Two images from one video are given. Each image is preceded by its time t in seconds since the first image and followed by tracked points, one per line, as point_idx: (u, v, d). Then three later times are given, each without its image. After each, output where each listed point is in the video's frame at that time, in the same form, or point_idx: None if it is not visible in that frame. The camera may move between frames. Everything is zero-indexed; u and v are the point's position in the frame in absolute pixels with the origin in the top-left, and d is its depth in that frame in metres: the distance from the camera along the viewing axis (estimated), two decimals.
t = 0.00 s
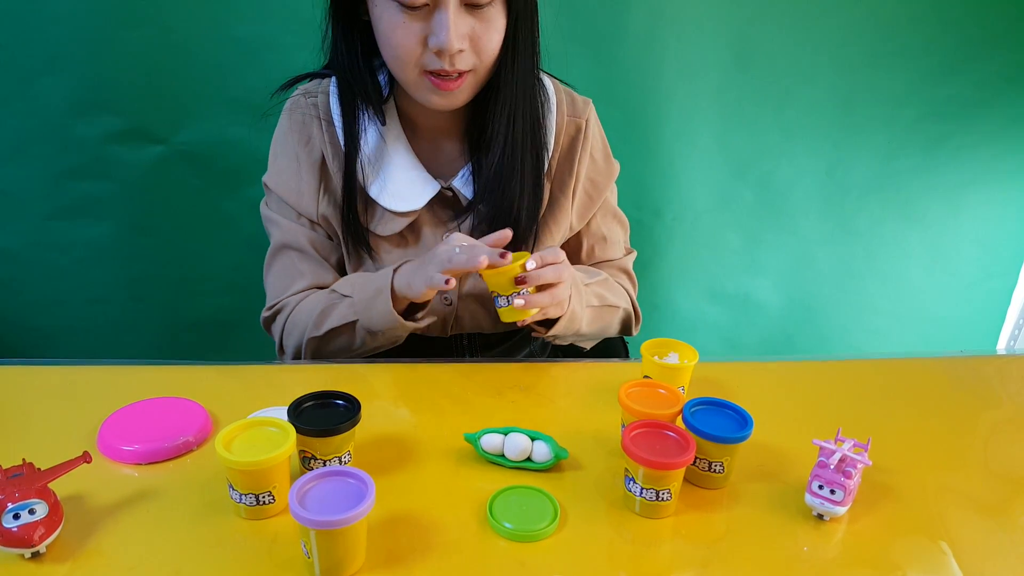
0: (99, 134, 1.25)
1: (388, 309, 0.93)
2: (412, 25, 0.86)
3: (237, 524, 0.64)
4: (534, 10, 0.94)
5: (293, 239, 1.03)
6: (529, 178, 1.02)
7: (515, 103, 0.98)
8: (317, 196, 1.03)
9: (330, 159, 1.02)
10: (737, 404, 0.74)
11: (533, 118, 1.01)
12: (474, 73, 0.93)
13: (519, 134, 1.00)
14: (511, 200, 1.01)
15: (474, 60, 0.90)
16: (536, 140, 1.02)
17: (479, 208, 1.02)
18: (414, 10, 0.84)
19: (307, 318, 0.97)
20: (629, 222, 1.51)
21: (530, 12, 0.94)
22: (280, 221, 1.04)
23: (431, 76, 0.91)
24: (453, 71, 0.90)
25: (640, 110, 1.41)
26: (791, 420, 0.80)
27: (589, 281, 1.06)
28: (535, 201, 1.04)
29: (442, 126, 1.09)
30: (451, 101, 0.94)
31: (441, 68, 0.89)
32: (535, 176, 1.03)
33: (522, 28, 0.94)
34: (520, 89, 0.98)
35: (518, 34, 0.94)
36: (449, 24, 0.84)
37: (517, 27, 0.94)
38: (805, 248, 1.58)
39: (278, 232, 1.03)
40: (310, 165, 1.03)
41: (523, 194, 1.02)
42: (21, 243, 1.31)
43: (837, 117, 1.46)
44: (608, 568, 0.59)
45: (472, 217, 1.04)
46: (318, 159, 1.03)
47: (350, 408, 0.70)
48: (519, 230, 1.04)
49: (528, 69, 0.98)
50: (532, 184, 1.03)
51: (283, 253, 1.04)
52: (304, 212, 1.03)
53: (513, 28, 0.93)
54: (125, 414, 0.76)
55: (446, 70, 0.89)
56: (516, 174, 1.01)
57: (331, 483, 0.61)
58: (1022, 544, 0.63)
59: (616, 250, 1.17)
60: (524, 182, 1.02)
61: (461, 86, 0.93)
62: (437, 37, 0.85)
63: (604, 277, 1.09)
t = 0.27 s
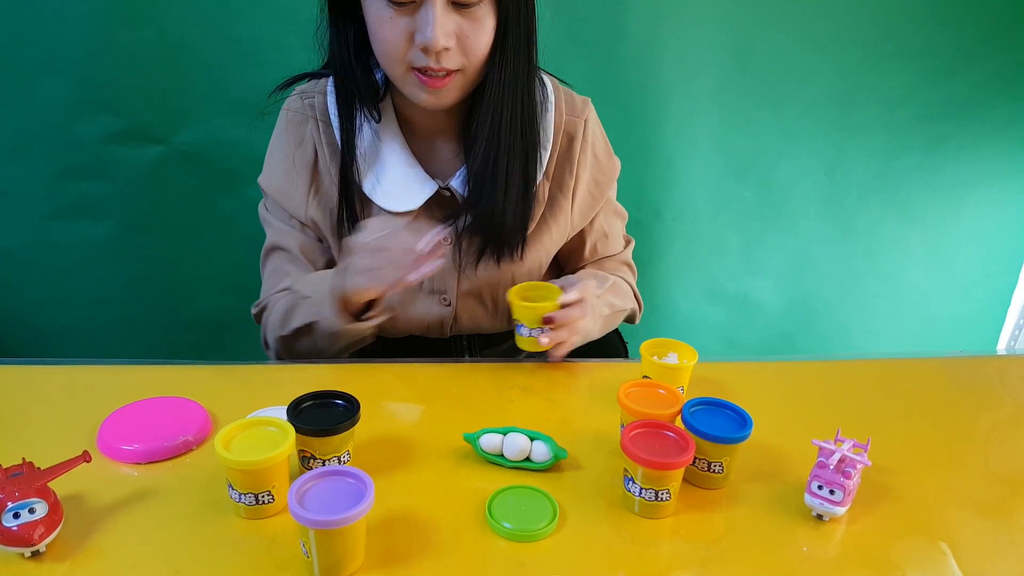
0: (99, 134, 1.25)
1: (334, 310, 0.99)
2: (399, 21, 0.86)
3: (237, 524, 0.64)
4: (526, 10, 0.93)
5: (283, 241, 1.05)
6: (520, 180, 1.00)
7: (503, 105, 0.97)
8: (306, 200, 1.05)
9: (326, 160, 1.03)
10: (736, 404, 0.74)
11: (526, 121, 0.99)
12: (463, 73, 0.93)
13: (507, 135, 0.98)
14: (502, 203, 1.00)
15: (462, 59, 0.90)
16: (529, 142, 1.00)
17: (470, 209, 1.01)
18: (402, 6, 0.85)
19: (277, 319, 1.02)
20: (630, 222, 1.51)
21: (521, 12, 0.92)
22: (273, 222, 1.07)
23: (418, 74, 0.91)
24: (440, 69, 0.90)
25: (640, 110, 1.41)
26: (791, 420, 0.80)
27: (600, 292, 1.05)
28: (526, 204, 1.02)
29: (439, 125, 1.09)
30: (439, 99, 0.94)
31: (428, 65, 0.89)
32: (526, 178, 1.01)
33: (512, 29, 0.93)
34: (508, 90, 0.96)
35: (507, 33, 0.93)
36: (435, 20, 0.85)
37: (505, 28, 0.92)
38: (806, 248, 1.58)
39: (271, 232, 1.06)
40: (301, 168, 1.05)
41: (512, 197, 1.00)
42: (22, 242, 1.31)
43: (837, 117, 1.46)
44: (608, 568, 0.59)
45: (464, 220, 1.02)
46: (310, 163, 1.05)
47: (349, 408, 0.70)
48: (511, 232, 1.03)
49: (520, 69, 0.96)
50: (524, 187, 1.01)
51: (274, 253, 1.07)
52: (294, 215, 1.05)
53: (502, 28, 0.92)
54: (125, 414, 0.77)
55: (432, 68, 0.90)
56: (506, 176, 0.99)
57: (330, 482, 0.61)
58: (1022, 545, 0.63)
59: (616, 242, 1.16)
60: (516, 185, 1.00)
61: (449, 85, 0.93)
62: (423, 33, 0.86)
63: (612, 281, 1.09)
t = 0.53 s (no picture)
0: (108, 133, 1.26)
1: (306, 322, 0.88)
2: (430, 20, 0.86)
3: (240, 521, 0.64)
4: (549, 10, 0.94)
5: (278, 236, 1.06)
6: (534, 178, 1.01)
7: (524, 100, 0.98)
8: (300, 199, 1.03)
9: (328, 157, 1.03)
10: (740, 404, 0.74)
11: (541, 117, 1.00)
12: (489, 72, 0.92)
13: (524, 132, 0.99)
14: (518, 199, 1.00)
15: (491, 57, 0.90)
16: (541, 140, 1.01)
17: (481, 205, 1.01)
18: (434, 5, 0.85)
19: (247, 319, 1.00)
20: (636, 222, 1.51)
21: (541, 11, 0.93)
22: (270, 216, 1.07)
23: (447, 73, 0.90)
24: (469, 67, 0.90)
25: (646, 110, 1.41)
26: (795, 421, 0.80)
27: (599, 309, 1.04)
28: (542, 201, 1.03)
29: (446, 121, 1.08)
30: (466, 98, 0.93)
31: (459, 64, 0.88)
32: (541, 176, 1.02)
33: (535, 25, 0.94)
34: (528, 87, 0.97)
35: (530, 35, 0.94)
36: (468, 18, 0.85)
37: (531, 29, 0.94)
38: (813, 248, 1.57)
39: (269, 225, 1.07)
40: (299, 166, 1.03)
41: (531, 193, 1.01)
42: (32, 241, 1.32)
43: (845, 116, 1.45)
44: (610, 568, 0.59)
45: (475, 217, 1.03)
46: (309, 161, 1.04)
47: (352, 406, 0.70)
48: (522, 231, 1.03)
49: (534, 68, 0.97)
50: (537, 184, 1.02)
51: (271, 246, 1.07)
52: (289, 212, 1.05)
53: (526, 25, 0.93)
54: (131, 411, 0.77)
55: (462, 67, 0.89)
56: (521, 174, 1.00)
57: (333, 480, 0.61)
58: None
59: (618, 250, 1.16)
60: (530, 182, 1.00)
61: (476, 84, 0.92)
62: (456, 31, 0.85)
63: (611, 296, 1.08)
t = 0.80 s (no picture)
0: (117, 132, 1.27)
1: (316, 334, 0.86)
2: (444, 18, 0.86)
3: (247, 519, 0.64)
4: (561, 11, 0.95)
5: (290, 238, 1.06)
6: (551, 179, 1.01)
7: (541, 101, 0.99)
8: (310, 202, 1.03)
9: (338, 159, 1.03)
10: (747, 404, 0.74)
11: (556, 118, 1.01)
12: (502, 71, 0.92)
13: (542, 133, 1.00)
14: (536, 199, 1.01)
15: (504, 57, 0.90)
16: (555, 140, 1.02)
17: (497, 206, 1.02)
18: (447, 2, 0.85)
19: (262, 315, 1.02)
20: (642, 221, 1.51)
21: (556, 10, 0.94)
22: (281, 218, 1.07)
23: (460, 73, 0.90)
24: (483, 66, 0.90)
25: (653, 109, 1.40)
26: (803, 420, 0.79)
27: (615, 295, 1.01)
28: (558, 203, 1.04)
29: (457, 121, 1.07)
30: (480, 98, 0.92)
31: (473, 62, 0.88)
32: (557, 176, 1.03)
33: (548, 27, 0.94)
34: (543, 88, 0.98)
35: (544, 32, 0.94)
36: (482, 15, 0.85)
37: (545, 29, 0.94)
38: (820, 248, 1.56)
39: (279, 228, 1.07)
40: (308, 168, 1.04)
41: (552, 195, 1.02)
42: (40, 239, 1.33)
43: (853, 115, 1.45)
44: (617, 567, 0.59)
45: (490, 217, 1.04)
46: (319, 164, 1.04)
47: (359, 405, 0.70)
48: (537, 232, 1.03)
49: (546, 68, 0.98)
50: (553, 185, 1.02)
51: (282, 249, 1.08)
52: (299, 215, 1.05)
53: (541, 26, 0.94)
54: (139, 409, 0.77)
55: (475, 65, 0.89)
56: (539, 176, 1.00)
57: (340, 478, 0.61)
58: None
59: (626, 244, 1.15)
60: (549, 183, 1.01)
61: (489, 84, 0.92)
62: (470, 28, 0.85)
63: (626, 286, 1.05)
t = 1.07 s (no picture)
0: (116, 132, 1.26)
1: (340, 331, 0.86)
2: (427, 17, 0.86)
3: (251, 520, 0.64)
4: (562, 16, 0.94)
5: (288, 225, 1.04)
6: (548, 186, 1.01)
7: (532, 108, 0.97)
8: (314, 197, 1.02)
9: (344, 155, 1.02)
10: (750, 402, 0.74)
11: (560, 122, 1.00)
12: (486, 77, 0.91)
13: (539, 139, 0.99)
14: (529, 207, 1.00)
15: (486, 61, 0.89)
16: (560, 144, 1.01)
17: (495, 213, 1.01)
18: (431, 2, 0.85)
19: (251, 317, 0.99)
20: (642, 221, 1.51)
21: (553, 17, 0.92)
22: (281, 210, 1.06)
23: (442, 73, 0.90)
24: (463, 69, 0.89)
25: (654, 109, 1.41)
26: (806, 419, 0.80)
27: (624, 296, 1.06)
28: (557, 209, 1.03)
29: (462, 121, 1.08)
30: (461, 101, 0.92)
31: (452, 64, 0.88)
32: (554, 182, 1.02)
33: (541, 33, 0.93)
34: (536, 95, 0.96)
35: (535, 38, 0.93)
36: (463, 17, 0.84)
37: (534, 39, 0.92)
38: (819, 247, 1.57)
39: (278, 220, 1.05)
40: (315, 163, 1.03)
41: (540, 200, 1.01)
42: (39, 239, 1.32)
43: (853, 115, 1.45)
44: (620, 566, 0.59)
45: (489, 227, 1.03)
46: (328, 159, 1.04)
47: (362, 405, 0.70)
48: (538, 236, 1.03)
49: (549, 71, 0.96)
50: (554, 190, 1.02)
51: (278, 241, 1.05)
52: (300, 207, 1.03)
53: (530, 32, 0.92)
54: (140, 411, 0.77)
55: (456, 67, 0.88)
56: (535, 182, 1.00)
57: (344, 479, 0.61)
58: None
59: (630, 245, 1.15)
60: (548, 188, 1.01)
61: (473, 87, 0.91)
62: (449, 30, 0.85)
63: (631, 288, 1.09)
